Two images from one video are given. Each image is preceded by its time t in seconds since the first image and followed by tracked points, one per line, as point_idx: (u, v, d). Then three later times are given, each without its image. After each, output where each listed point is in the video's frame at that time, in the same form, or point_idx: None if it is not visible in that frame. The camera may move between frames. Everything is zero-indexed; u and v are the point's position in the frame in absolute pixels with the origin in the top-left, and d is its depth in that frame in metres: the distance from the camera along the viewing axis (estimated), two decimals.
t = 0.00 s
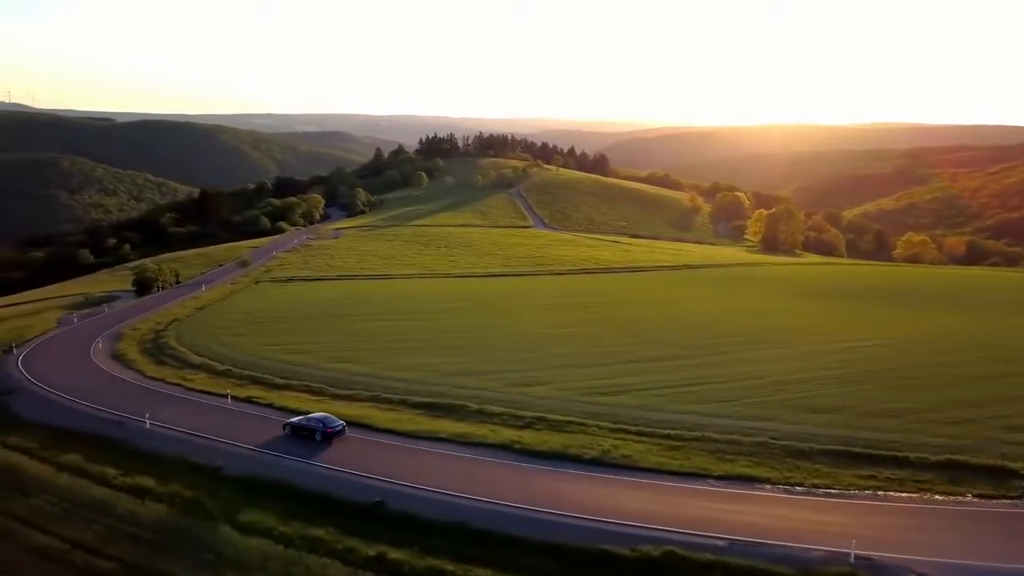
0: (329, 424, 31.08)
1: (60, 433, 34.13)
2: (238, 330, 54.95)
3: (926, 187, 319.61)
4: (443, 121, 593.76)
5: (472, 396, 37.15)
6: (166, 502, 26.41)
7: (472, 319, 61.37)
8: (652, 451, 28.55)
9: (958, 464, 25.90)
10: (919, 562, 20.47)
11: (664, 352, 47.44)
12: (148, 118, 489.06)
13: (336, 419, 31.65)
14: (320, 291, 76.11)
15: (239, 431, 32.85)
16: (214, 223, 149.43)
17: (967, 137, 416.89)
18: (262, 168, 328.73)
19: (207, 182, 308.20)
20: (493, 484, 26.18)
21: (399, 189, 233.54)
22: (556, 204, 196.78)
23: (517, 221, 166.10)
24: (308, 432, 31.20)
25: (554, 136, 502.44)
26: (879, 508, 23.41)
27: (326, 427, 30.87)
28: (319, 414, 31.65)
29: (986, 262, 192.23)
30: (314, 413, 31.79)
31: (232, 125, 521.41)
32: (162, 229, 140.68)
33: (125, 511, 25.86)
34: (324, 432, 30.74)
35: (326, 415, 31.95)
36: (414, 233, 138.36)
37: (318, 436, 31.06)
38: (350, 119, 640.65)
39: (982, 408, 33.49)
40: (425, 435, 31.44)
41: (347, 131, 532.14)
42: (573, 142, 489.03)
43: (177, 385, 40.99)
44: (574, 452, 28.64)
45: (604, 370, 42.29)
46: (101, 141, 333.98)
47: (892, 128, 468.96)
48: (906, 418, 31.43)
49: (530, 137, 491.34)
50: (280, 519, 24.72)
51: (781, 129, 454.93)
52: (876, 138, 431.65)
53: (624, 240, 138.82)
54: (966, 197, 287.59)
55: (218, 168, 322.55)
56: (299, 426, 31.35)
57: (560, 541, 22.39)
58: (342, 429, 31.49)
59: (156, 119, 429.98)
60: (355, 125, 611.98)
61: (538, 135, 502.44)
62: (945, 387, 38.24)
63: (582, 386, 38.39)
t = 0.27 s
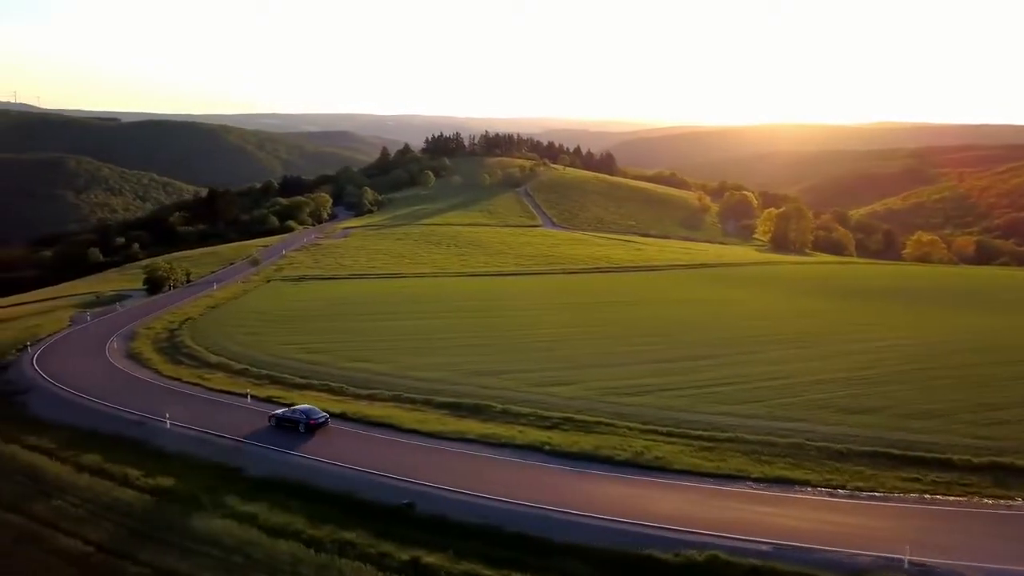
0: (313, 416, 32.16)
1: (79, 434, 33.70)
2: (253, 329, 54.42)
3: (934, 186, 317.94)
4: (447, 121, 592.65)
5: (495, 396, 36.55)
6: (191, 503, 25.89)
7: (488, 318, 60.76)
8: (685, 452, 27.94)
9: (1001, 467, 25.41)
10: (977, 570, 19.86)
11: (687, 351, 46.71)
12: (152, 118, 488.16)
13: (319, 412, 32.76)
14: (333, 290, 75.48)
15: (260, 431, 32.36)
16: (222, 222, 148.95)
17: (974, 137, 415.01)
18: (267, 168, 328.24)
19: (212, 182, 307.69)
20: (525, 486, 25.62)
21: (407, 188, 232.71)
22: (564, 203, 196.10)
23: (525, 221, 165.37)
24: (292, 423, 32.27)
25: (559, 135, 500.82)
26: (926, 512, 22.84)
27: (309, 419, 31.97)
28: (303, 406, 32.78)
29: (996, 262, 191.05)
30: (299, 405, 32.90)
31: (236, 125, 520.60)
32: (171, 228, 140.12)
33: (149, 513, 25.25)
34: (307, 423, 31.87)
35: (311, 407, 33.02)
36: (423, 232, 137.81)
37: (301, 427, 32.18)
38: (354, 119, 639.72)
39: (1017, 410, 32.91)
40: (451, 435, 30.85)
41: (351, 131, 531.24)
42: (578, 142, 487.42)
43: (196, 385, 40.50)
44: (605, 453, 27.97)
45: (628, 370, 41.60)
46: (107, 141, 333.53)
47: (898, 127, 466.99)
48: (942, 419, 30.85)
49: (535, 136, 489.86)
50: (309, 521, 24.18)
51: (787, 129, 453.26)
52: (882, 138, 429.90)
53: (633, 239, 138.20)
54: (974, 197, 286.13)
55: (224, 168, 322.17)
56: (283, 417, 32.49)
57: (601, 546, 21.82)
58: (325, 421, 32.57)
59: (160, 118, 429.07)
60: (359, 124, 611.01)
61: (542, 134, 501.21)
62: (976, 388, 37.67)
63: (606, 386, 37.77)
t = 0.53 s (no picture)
0: (297, 408, 32.82)
1: (96, 434, 33.12)
2: (268, 328, 53.83)
3: (941, 186, 316.27)
4: (451, 121, 591.51)
5: (518, 396, 35.90)
6: (215, 505, 25.29)
7: (503, 316, 60.11)
8: (720, 454, 27.24)
9: None
10: None
11: (709, 351, 45.95)
12: (156, 117, 487.23)
13: (303, 404, 33.44)
14: (345, 289, 74.86)
15: (281, 431, 31.78)
16: (229, 221, 148.42)
17: (981, 137, 413.02)
18: (272, 168, 327.51)
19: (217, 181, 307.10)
20: (559, 490, 25.03)
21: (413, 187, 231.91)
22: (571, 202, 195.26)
23: (533, 220, 164.59)
24: (277, 414, 33.01)
25: (563, 134, 499.19)
26: (977, 519, 22.21)
27: (293, 410, 32.68)
28: (287, 398, 33.47)
29: (1006, 261, 189.88)
30: (284, 397, 33.60)
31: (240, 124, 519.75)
32: (179, 226, 139.50)
33: (174, 516, 24.65)
34: (290, 414, 32.57)
35: (295, 399, 33.72)
36: (431, 231, 137.15)
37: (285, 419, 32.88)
38: (358, 119, 638.75)
39: None
40: (477, 437, 30.21)
41: (354, 131, 530.15)
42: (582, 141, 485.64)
43: (213, 385, 39.88)
44: (638, 455, 27.33)
45: (651, 370, 40.90)
46: (113, 140, 333.10)
47: (904, 127, 464.98)
48: (981, 422, 30.24)
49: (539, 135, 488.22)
50: (340, 524, 23.59)
51: (792, 128, 451.38)
52: (888, 138, 428.07)
53: (642, 238, 137.50)
54: (982, 197, 284.50)
55: (228, 168, 321.50)
56: (268, 408, 33.22)
57: (643, 552, 21.24)
58: (308, 412, 33.26)
59: (164, 117, 428.20)
60: (363, 124, 609.96)
61: (546, 134, 499.52)
62: (1009, 388, 37.02)
63: (631, 386, 37.08)
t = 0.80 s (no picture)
0: (282, 401, 33.53)
1: (111, 436, 32.56)
2: (281, 327, 53.31)
3: (947, 185, 314.71)
4: (454, 120, 590.65)
5: (540, 397, 35.28)
6: (235, 508, 24.72)
7: (517, 316, 59.47)
8: (751, 457, 26.66)
9: None
10: None
11: (729, 351, 45.33)
12: (159, 117, 486.74)
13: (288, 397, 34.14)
14: (356, 288, 74.29)
15: (299, 432, 31.25)
16: (235, 220, 147.95)
17: (986, 137, 411.32)
18: (276, 168, 327.02)
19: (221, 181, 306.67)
20: (590, 493, 24.51)
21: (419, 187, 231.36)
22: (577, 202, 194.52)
23: (540, 219, 163.91)
24: (262, 408, 33.73)
25: (566, 134, 497.93)
26: None
27: (277, 403, 33.36)
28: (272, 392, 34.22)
29: (1015, 261, 188.75)
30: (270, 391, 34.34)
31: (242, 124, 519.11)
32: (185, 224, 139.10)
33: (196, 520, 24.09)
34: (274, 407, 33.27)
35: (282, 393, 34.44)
36: (438, 230, 136.57)
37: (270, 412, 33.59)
38: (361, 120, 638.15)
39: None
40: (501, 438, 29.63)
41: (357, 131, 529.47)
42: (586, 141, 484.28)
43: (228, 385, 39.32)
44: (668, 458, 26.72)
45: (672, 370, 40.27)
46: (117, 140, 333.09)
47: (909, 126, 463.05)
48: (1015, 424, 29.67)
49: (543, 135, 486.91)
50: (366, 528, 22.98)
51: (797, 127, 449.76)
52: (893, 138, 426.33)
53: (650, 237, 136.84)
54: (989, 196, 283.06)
55: (232, 168, 321.11)
56: (253, 402, 33.95)
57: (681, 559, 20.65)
58: (293, 406, 33.92)
59: (167, 117, 427.89)
60: (366, 124, 609.38)
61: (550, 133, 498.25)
62: None
63: (654, 387, 36.46)
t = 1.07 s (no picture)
0: (268, 395, 34.21)
1: (128, 437, 31.90)
2: (295, 327, 52.61)
3: (954, 185, 312.99)
4: (458, 121, 589.74)
5: (566, 398, 34.46)
6: (261, 514, 24.04)
7: (534, 316, 58.59)
8: (790, 460, 25.90)
9: None
10: None
11: (753, 351, 44.51)
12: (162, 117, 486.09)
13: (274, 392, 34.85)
14: (368, 288, 73.54)
15: (321, 433, 30.55)
16: (242, 219, 147.28)
17: (992, 137, 409.43)
18: (280, 168, 326.36)
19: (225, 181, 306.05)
20: (627, 499, 23.80)
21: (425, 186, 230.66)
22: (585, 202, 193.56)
23: (547, 219, 162.98)
24: (248, 402, 34.40)
25: (570, 134, 496.55)
26: None
27: (263, 397, 34.07)
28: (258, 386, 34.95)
29: None
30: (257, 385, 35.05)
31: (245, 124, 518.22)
32: (192, 224, 138.58)
33: (221, 527, 23.39)
34: (260, 401, 33.97)
35: (268, 388, 35.13)
36: (446, 230, 135.76)
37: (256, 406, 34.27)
38: (364, 120, 637.29)
39: None
40: (529, 441, 28.86)
41: (360, 131, 528.39)
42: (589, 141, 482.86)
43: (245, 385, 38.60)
44: (704, 462, 25.96)
45: (699, 371, 39.46)
46: (122, 140, 333.10)
47: (914, 127, 461.18)
48: None
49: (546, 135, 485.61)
50: (397, 535, 22.28)
51: (801, 127, 448.05)
52: (898, 138, 424.44)
53: (659, 237, 135.94)
54: (996, 196, 281.44)
55: (236, 168, 320.54)
56: (240, 396, 34.65)
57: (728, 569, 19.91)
58: (279, 400, 34.61)
59: (170, 117, 427.45)
60: (369, 124, 608.63)
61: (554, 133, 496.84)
62: None
63: (682, 389, 35.65)
